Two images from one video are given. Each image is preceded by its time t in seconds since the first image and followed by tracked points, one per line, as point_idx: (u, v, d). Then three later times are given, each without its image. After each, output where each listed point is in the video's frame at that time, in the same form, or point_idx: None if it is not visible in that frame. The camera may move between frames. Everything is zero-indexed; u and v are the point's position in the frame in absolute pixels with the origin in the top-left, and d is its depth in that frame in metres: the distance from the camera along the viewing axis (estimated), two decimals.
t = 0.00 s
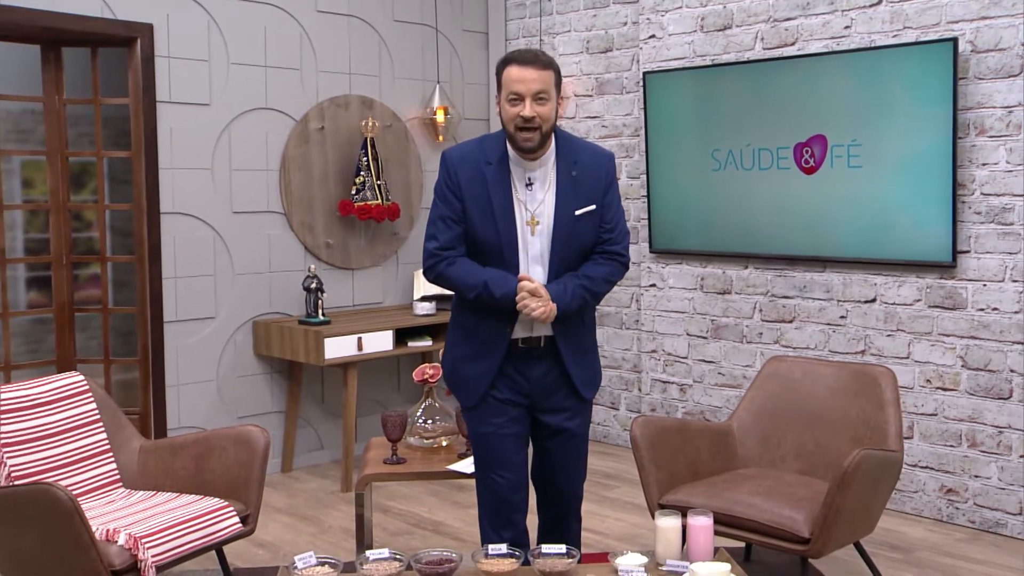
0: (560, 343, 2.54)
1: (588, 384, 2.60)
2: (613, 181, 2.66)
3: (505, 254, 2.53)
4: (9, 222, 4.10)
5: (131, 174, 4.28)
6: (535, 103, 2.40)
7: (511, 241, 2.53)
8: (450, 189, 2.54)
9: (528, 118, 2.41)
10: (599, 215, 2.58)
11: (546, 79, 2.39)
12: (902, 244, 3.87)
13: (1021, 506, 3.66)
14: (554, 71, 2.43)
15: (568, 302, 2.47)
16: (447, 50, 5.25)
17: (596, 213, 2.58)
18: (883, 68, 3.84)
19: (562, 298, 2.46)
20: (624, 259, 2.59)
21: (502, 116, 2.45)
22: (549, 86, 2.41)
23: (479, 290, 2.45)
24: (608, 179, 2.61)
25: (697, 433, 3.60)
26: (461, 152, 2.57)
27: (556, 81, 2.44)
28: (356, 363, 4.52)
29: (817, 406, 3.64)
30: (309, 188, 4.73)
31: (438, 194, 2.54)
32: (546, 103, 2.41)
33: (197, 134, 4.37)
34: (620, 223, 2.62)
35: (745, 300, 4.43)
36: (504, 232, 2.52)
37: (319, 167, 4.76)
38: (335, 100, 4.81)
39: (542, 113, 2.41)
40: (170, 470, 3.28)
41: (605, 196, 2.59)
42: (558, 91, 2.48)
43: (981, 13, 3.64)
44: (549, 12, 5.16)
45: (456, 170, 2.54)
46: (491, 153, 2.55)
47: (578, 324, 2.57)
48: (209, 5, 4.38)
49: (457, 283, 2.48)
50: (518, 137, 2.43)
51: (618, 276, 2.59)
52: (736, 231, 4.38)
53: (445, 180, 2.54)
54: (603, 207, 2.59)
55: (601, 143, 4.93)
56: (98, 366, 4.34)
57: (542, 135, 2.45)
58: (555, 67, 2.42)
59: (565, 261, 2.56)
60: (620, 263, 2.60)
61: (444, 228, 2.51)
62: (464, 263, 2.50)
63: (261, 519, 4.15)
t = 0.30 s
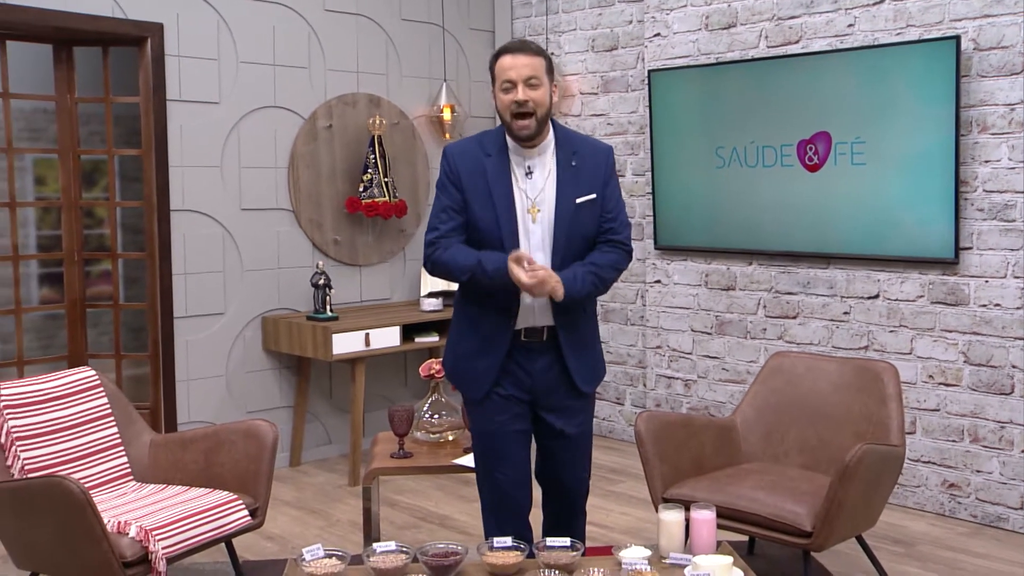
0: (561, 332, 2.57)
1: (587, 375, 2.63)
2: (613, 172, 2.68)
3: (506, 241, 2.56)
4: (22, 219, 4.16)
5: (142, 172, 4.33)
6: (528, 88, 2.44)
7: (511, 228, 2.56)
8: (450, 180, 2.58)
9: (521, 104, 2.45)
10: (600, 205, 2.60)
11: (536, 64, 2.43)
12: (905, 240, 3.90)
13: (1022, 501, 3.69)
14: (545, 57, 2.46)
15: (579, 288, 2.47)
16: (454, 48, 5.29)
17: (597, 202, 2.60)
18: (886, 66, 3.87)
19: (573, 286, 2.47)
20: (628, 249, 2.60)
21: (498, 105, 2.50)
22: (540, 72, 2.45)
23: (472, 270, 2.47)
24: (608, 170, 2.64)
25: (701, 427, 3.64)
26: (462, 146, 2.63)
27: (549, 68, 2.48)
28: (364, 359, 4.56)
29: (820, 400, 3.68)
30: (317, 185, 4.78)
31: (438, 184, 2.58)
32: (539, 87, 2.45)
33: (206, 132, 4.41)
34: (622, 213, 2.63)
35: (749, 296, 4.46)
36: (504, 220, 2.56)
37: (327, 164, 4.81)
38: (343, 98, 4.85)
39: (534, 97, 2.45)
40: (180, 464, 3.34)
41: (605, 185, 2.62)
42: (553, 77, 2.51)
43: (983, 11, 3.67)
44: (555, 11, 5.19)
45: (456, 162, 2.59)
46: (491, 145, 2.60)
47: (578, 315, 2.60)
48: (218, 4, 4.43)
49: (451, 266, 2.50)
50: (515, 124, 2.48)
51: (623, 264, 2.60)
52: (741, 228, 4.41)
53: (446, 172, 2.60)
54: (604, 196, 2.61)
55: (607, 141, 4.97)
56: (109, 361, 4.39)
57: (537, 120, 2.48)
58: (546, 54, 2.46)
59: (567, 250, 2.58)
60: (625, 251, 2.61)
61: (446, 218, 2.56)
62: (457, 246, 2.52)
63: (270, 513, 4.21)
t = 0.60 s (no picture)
0: (567, 320, 2.61)
1: (593, 366, 2.66)
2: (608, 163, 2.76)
3: (505, 224, 2.58)
4: (31, 217, 4.20)
5: (149, 170, 4.37)
6: (516, 72, 2.47)
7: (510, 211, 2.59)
8: (449, 171, 2.66)
9: (512, 88, 2.48)
10: (599, 190, 2.67)
11: (523, 49, 2.47)
12: (906, 238, 3.93)
13: (1021, 496, 3.72)
14: (531, 43, 2.50)
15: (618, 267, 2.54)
16: (457, 48, 5.33)
17: (596, 189, 2.67)
18: (887, 65, 3.90)
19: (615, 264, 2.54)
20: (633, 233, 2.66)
21: (489, 92, 2.53)
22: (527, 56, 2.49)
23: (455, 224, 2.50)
24: (604, 160, 2.71)
25: (701, 423, 3.67)
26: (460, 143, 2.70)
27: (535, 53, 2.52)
28: (368, 355, 4.61)
29: (820, 397, 3.71)
30: (322, 183, 4.82)
31: (438, 176, 2.66)
32: (527, 70, 2.47)
33: (212, 131, 4.46)
34: (621, 201, 2.71)
35: (750, 294, 4.50)
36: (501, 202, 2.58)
37: (331, 162, 4.85)
38: (347, 97, 4.89)
39: (524, 81, 2.48)
40: (187, 459, 3.38)
41: (603, 173, 2.69)
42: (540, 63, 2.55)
43: (983, 11, 3.69)
44: (558, 10, 5.23)
45: (453, 155, 2.66)
46: (487, 137, 2.67)
47: (583, 303, 2.64)
48: (224, 4, 4.47)
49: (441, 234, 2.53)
50: (506, 105, 2.50)
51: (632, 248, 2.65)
52: (743, 225, 4.44)
53: (445, 165, 2.67)
54: (603, 183, 2.69)
55: (609, 140, 5.00)
56: (116, 357, 4.44)
57: (528, 103, 2.51)
58: (532, 39, 2.50)
59: (570, 233, 2.61)
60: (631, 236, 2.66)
61: (446, 205, 2.61)
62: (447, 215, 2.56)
63: (276, 507, 4.25)
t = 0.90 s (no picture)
0: (566, 317, 2.65)
1: (598, 360, 2.69)
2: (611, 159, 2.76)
3: (503, 227, 2.65)
4: (39, 215, 4.25)
5: (155, 170, 4.42)
6: (509, 76, 2.53)
7: (508, 212, 2.65)
8: (449, 176, 2.71)
9: (505, 92, 2.54)
10: (593, 187, 2.67)
11: (517, 53, 2.53)
12: (905, 237, 3.96)
13: (1018, 492, 3.75)
14: (526, 46, 2.55)
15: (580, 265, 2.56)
16: (460, 48, 5.38)
17: (591, 185, 2.68)
18: (887, 65, 3.93)
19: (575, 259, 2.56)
20: (626, 231, 2.64)
21: (484, 96, 2.59)
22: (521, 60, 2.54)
23: (485, 266, 2.57)
24: (601, 155, 2.71)
25: (701, 420, 3.71)
26: (459, 145, 2.75)
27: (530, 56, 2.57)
28: (372, 353, 4.65)
29: (819, 394, 3.75)
30: (326, 182, 4.86)
31: (439, 182, 2.71)
32: (519, 74, 2.52)
33: (218, 131, 4.50)
34: (619, 197, 2.69)
35: (750, 292, 4.53)
36: (499, 205, 2.65)
37: (335, 162, 4.89)
38: (351, 97, 4.94)
39: (518, 84, 2.54)
40: (192, 455, 3.43)
41: (601, 168, 2.70)
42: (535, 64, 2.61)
43: (981, 11, 3.73)
44: (560, 11, 5.27)
45: (452, 159, 2.72)
46: (484, 140, 2.71)
47: (581, 298, 2.68)
48: (229, 5, 4.51)
49: (465, 262, 2.60)
50: (499, 110, 2.56)
51: (621, 247, 2.65)
52: (743, 224, 4.47)
53: (445, 170, 2.72)
54: (597, 180, 2.68)
55: (611, 139, 5.04)
56: (123, 355, 4.49)
57: (522, 106, 2.57)
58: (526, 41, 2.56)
59: (561, 230, 2.65)
60: (624, 234, 2.66)
61: (448, 212, 2.68)
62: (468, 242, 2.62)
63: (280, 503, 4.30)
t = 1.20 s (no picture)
0: (566, 319, 2.70)
1: (602, 360, 2.74)
2: (619, 158, 2.76)
3: (504, 232, 2.74)
4: (47, 215, 4.30)
5: (162, 169, 4.47)
6: (496, 98, 2.59)
7: (507, 217, 2.73)
8: (457, 182, 2.82)
9: (494, 114, 2.60)
10: (595, 189, 2.70)
11: (502, 73, 2.57)
12: (904, 235, 4.00)
13: (1015, 488, 3.79)
14: (512, 63, 2.59)
15: (572, 272, 2.60)
16: (464, 48, 5.42)
17: (592, 187, 2.71)
18: (886, 66, 3.96)
19: (567, 266, 2.60)
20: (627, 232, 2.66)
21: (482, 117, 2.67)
22: (507, 78, 2.58)
23: (482, 272, 2.66)
24: (605, 155, 2.73)
25: (701, 417, 3.75)
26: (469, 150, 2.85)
27: (518, 71, 2.60)
28: (376, 350, 4.70)
29: (817, 391, 3.78)
30: (331, 182, 4.91)
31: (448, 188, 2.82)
32: (505, 94, 2.58)
33: (223, 131, 4.55)
34: (622, 197, 2.70)
35: (751, 290, 4.57)
36: (497, 210, 2.73)
37: (340, 161, 4.94)
38: (355, 97, 4.98)
39: (506, 104, 2.59)
40: (198, 451, 3.48)
41: (603, 170, 2.71)
42: (527, 75, 2.63)
43: (979, 12, 3.76)
44: (562, 12, 5.31)
45: (460, 165, 2.81)
46: (490, 145, 2.79)
47: (584, 299, 2.72)
48: (235, 6, 4.56)
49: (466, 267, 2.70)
50: (494, 131, 2.64)
51: (621, 250, 2.66)
52: (743, 223, 4.51)
53: (454, 176, 2.83)
54: (599, 181, 2.71)
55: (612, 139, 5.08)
56: (130, 352, 4.54)
57: (516, 123, 2.63)
58: (512, 58, 2.58)
59: (560, 233, 2.71)
60: (624, 237, 2.67)
61: (454, 217, 2.79)
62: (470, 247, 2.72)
63: (285, 499, 4.35)
